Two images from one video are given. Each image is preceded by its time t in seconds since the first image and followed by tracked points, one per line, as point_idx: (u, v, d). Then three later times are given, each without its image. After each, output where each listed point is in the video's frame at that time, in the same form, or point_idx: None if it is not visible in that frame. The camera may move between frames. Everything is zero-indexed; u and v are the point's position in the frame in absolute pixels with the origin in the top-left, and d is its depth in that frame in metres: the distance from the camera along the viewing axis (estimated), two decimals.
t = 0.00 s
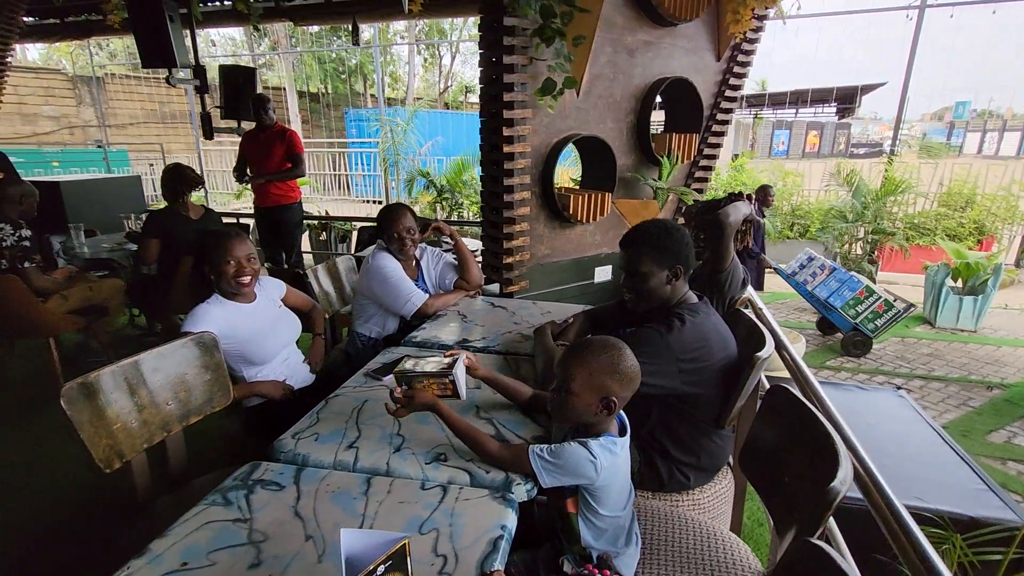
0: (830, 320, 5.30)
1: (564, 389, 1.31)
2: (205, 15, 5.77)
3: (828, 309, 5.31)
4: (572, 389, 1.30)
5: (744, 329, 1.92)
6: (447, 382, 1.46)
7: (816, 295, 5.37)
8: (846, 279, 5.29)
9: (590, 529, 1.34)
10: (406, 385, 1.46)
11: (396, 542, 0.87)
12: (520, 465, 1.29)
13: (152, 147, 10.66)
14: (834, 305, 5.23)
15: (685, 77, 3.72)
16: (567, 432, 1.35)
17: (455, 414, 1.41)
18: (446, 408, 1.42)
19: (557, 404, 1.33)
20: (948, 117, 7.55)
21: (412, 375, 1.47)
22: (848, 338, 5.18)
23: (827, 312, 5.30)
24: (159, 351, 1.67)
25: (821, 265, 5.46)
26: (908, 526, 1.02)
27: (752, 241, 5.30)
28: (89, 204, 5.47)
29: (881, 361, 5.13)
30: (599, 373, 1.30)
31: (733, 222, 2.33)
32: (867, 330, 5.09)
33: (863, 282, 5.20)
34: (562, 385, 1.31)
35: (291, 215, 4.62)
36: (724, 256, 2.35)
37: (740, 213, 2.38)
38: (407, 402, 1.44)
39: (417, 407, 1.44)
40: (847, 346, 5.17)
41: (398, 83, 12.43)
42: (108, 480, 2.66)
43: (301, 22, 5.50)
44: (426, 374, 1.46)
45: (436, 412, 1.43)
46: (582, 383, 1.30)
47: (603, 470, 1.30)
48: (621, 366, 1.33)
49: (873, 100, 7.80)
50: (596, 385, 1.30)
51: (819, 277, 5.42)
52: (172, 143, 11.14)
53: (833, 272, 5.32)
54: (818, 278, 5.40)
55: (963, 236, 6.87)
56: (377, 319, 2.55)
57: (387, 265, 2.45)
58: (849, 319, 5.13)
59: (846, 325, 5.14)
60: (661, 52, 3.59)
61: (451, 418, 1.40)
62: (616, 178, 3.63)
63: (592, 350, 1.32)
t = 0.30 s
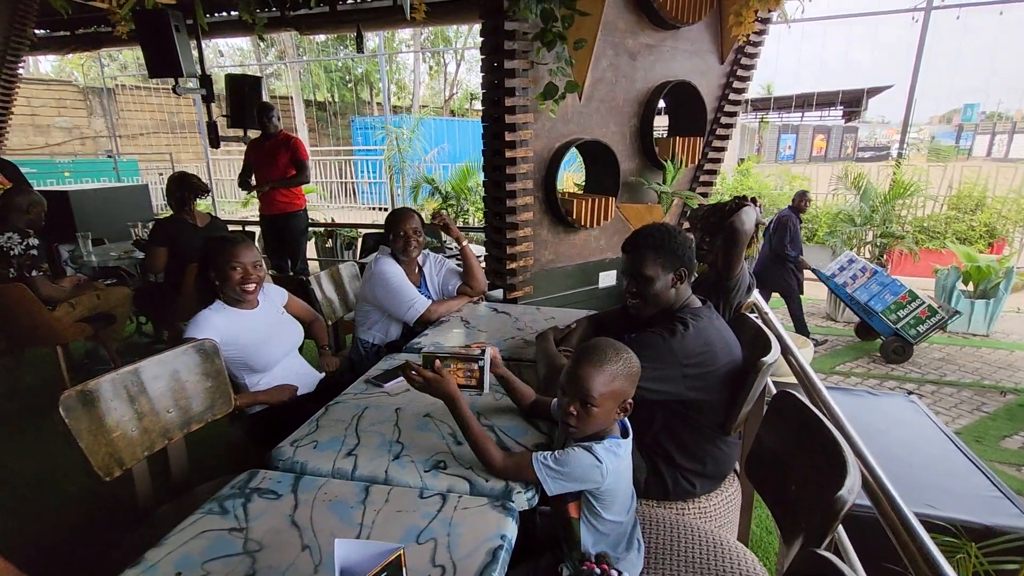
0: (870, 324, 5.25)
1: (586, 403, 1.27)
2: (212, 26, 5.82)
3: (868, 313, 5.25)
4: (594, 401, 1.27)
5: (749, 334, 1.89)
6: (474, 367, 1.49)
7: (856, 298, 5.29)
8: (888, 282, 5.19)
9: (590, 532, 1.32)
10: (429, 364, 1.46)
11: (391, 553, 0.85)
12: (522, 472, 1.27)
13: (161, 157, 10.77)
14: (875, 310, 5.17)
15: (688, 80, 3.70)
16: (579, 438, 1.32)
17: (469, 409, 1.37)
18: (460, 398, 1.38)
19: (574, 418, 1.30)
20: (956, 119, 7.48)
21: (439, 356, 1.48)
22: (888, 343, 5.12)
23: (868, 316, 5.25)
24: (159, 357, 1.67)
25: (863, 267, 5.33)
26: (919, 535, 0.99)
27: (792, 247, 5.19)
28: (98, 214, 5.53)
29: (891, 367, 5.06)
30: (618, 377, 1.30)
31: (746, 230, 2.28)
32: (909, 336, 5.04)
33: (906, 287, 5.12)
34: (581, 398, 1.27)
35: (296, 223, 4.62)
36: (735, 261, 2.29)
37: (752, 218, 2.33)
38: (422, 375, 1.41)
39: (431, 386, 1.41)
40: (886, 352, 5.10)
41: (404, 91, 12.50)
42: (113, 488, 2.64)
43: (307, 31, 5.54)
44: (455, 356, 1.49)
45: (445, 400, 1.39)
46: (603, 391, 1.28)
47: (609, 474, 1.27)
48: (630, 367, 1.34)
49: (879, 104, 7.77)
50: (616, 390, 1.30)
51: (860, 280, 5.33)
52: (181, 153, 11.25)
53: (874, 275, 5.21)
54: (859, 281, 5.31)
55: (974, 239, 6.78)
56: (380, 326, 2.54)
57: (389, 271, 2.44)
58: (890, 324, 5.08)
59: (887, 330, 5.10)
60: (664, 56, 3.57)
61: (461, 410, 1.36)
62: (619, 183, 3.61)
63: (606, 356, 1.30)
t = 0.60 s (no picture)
0: (909, 329, 5.24)
1: (594, 406, 1.30)
2: (218, 35, 5.87)
3: (907, 318, 5.24)
4: (603, 404, 1.29)
5: (756, 339, 1.90)
6: (516, 375, 1.46)
7: (894, 303, 5.31)
8: (927, 287, 5.22)
9: (602, 537, 1.34)
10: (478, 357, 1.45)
11: (413, 555, 0.87)
12: (535, 477, 1.28)
13: (167, 164, 10.84)
14: (915, 314, 5.16)
15: (691, 86, 3.73)
16: (590, 441, 1.34)
17: (499, 409, 1.37)
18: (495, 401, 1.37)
19: (583, 422, 1.32)
20: (959, 121, 7.45)
21: (488, 351, 1.47)
22: (931, 347, 5.08)
23: (907, 321, 5.23)
24: (175, 364, 1.69)
25: (900, 272, 5.42)
26: (930, 537, 1.01)
27: (830, 253, 5.28)
28: (107, 222, 5.58)
29: (897, 369, 5.07)
30: (627, 381, 1.32)
31: (754, 236, 2.27)
32: (950, 340, 5.00)
33: (946, 291, 5.12)
34: (590, 402, 1.30)
35: (302, 230, 4.65)
36: (742, 266, 2.30)
37: (760, 226, 2.34)
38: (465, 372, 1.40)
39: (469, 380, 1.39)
40: (929, 357, 5.05)
41: (406, 97, 12.56)
42: (127, 494, 2.67)
43: (312, 39, 5.59)
44: (500, 357, 1.47)
45: (479, 397, 1.38)
46: (611, 394, 1.29)
47: (621, 479, 1.29)
48: (638, 371, 1.36)
49: (881, 106, 7.78)
50: (625, 393, 1.31)
51: (898, 284, 5.39)
52: (187, 160, 11.32)
53: (913, 280, 5.28)
54: (897, 286, 5.36)
55: (979, 241, 6.78)
56: (389, 332, 2.56)
57: (399, 278, 2.46)
58: (931, 329, 5.05)
59: (927, 334, 5.09)
60: (666, 62, 3.60)
61: (491, 409, 1.35)
62: (624, 188, 3.64)
63: (613, 360, 1.32)
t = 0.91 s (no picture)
0: (942, 336, 5.26)
1: (603, 408, 1.33)
2: (220, 44, 5.91)
3: (941, 325, 5.26)
4: (612, 405, 1.32)
5: (762, 344, 1.94)
6: (553, 376, 1.50)
7: (928, 309, 5.33)
8: (961, 294, 5.23)
9: (617, 540, 1.37)
10: (514, 360, 1.45)
11: (442, 555, 0.90)
12: (552, 481, 1.31)
13: (165, 172, 10.85)
14: (949, 321, 5.19)
15: (691, 95, 3.79)
16: (603, 444, 1.37)
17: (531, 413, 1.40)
18: (528, 404, 1.40)
19: (594, 425, 1.35)
20: (952, 127, 7.66)
21: (524, 352, 1.46)
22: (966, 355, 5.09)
23: (941, 328, 5.26)
24: (192, 371, 1.71)
25: (932, 278, 5.42)
26: (941, 535, 1.04)
27: (859, 258, 5.29)
28: (109, 230, 5.59)
29: (896, 373, 5.11)
30: (633, 382, 1.35)
31: (755, 241, 2.32)
32: (986, 347, 5.01)
33: (980, 298, 5.13)
34: (598, 404, 1.33)
35: (304, 237, 4.68)
36: (744, 272, 2.34)
37: (761, 234, 2.39)
38: (506, 379, 1.43)
39: (509, 383, 1.43)
40: (964, 364, 5.05)
41: (404, 105, 12.61)
42: (135, 501, 2.68)
43: (313, 48, 5.63)
44: (538, 359, 1.47)
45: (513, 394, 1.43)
46: (619, 396, 1.32)
47: (636, 481, 1.32)
48: (642, 371, 1.38)
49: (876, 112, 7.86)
50: (632, 394, 1.34)
51: (930, 290, 5.38)
52: (185, 168, 11.33)
53: (946, 287, 5.29)
54: (929, 292, 5.36)
55: (974, 246, 6.86)
56: (396, 338, 2.59)
57: (407, 284, 2.49)
58: (966, 335, 5.07)
59: (959, 340, 5.12)
60: (668, 71, 3.66)
61: (523, 414, 1.38)
62: (626, 195, 3.69)
63: (618, 362, 1.35)
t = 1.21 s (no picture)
0: (966, 339, 5.19)
1: (599, 414, 1.35)
2: (214, 52, 5.92)
3: (962, 328, 5.20)
4: (607, 411, 1.34)
5: (756, 348, 1.97)
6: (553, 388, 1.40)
7: (949, 312, 5.26)
8: (982, 296, 5.13)
9: (614, 542, 1.39)
10: (517, 365, 1.46)
11: (445, 560, 0.91)
12: (550, 485, 1.33)
13: (157, 179, 10.81)
14: (971, 325, 5.11)
15: (684, 101, 3.83)
16: (601, 449, 1.39)
17: (532, 421, 1.41)
18: (531, 411, 1.41)
19: (591, 431, 1.37)
20: (939, 130, 7.60)
21: (525, 362, 1.44)
22: (990, 359, 5.06)
23: (963, 331, 5.19)
24: (190, 380, 1.72)
25: (954, 281, 5.34)
26: (930, 535, 1.07)
27: (881, 261, 5.29)
28: (101, 239, 5.57)
29: (888, 374, 5.16)
30: (627, 385, 1.37)
31: (753, 249, 2.36)
32: (1011, 350, 4.98)
33: (1004, 300, 5.03)
34: (595, 411, 1.35)
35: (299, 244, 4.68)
36: (740, 280, 2.36)
37: (756, 241, 2.42)
38: (510, 375, 1.46)
39: (514, 388, 1.45)
40: (987, 367, 5.05)
41: (398, 111, 12.63)
42: (131, 512, 2.67)
43: (307, 56, 5.65)
44: (539, 370, 1.42)
45: (518, 399, 1.44)
46: (614, 401, 1.34)
47: (631, 482, 1.34)
48: (634, 374, 1.40)
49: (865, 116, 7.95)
50: (626, 398, 1.36)
51: (952, 293, 5.31)
52: (177, 175, 11.30)
53: (968, 290, 5.18)
54: (952, 295, 5.28)
55: (962, 248, 6.95)
56: (393, 344, 2.60)
57: (404, 291, 2.50)
58: (990, 339, 5.02)
59: (983, 343, 5.07)
60: (660, 79, 3.70)
61: (525, 422, 1.40)
62: (620, 201, 3.72)
63: (610, 368, 1.37)
